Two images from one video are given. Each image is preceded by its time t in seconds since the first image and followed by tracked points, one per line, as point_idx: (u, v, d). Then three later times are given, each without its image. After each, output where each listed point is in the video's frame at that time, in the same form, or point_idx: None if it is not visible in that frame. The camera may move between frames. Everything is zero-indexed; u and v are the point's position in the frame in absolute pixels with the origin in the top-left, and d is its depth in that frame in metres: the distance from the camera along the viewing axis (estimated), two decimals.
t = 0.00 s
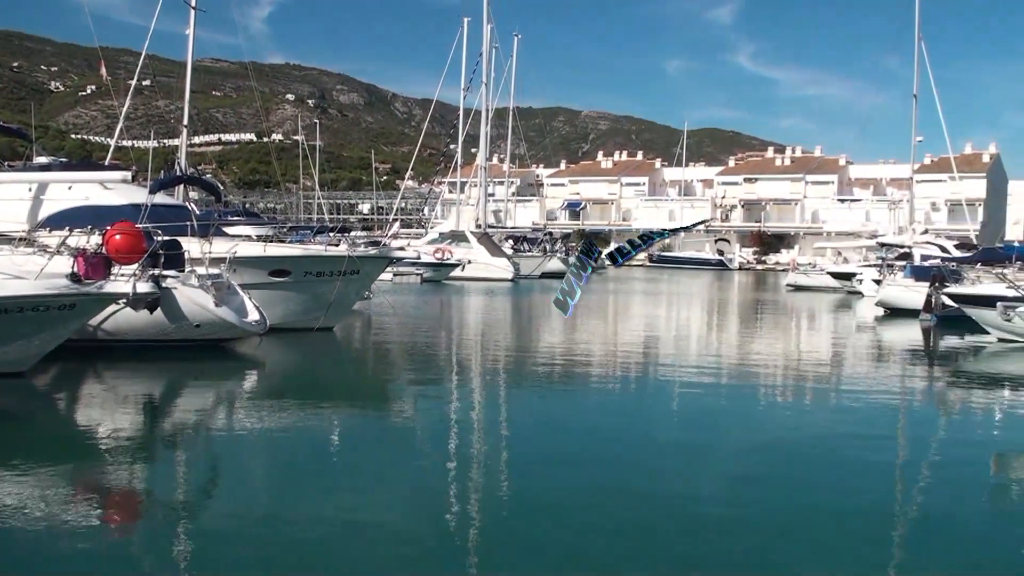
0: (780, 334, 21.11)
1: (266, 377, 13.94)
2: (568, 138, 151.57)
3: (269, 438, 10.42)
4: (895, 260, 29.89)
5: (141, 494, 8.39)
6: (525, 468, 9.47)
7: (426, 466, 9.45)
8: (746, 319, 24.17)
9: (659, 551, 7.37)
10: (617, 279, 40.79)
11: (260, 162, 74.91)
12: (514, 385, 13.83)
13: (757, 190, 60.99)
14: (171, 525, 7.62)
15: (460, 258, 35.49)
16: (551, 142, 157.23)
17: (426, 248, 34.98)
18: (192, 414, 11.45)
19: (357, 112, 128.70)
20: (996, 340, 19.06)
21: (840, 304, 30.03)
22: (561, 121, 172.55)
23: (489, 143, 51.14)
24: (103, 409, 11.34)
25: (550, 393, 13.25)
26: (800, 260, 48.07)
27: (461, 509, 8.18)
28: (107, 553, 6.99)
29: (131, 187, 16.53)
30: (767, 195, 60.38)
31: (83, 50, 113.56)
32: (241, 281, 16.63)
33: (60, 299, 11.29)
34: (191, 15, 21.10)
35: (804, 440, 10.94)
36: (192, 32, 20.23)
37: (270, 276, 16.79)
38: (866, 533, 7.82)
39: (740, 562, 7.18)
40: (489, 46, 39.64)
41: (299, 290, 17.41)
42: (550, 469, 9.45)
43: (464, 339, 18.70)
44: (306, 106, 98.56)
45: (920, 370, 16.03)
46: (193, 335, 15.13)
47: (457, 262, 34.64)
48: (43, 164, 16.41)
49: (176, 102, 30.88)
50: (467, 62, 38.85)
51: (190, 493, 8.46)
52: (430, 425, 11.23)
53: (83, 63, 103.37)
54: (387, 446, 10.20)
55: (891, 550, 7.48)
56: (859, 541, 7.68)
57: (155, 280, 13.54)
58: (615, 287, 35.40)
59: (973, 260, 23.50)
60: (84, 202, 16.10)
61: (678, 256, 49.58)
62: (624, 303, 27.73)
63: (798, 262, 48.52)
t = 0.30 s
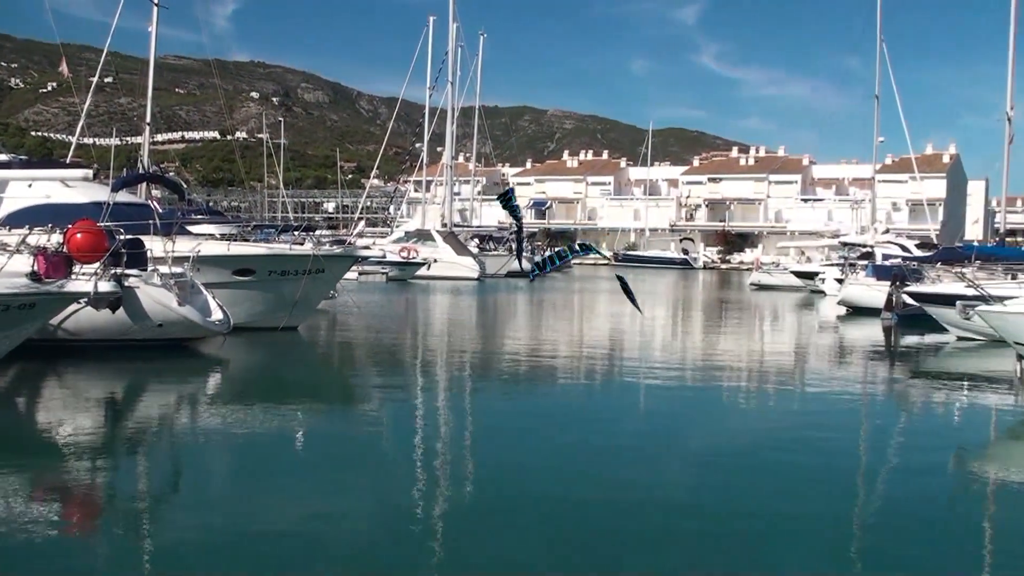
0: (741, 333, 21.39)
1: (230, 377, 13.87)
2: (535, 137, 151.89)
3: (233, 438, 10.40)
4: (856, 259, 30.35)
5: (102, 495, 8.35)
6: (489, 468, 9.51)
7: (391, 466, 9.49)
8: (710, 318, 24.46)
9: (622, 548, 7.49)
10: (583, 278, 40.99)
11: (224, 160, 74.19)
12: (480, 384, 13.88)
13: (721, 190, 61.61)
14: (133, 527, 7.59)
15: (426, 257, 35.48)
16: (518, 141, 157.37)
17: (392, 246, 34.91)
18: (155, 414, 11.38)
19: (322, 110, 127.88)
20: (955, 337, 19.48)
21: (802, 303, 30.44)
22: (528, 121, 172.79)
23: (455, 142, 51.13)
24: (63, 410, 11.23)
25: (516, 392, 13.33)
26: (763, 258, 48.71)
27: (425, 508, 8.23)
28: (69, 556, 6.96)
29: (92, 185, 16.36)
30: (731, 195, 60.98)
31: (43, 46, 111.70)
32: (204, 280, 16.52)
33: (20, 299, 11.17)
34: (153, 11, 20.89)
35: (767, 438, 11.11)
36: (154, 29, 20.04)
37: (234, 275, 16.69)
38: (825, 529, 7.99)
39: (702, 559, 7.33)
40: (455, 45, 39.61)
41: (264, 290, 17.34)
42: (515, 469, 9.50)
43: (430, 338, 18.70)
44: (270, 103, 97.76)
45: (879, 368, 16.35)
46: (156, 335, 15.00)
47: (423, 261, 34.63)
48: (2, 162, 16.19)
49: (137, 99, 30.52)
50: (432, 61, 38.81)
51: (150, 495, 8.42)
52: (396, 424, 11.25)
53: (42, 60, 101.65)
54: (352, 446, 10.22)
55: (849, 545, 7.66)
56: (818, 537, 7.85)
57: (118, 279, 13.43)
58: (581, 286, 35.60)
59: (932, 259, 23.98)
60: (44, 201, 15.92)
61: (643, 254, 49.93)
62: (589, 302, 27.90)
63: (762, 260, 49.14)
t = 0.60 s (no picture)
0: (705, 333, 21.58)
1: (194, 377, 13.81)
2: (501, 137, 151.95)
3: (198, 438, 10.39)
4: (820, 259, 30.79)
5: (65, 495, 8.34)
6: (456, 468, 9.56)
7: (357, 466, 9.54)
8: (675, 317, 24.73)
9: (589, 548, 7.57)
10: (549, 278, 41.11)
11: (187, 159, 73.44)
12: (447, 384, 13.94)
13: (686, 189, 62.13)
14: (96, 531, 7.54)
15: (392, 257, 35.42)
16: (484, 141, 157.34)
17: (357, 246, 34.78)
18: (118, 415, 11.33)
19: (287, 109, 126.92)
20: (916, 334, 19.92)
21: (767, 302, 30.85)
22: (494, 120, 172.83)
23: (421, 142, 51.06)
24: (25, 411, 11.15)
25: (484, 392, 13.40)
26: (728, 257, 49.21)
27: (391, 510, 8.26)
28: (31, 557, 6.95)
29: (53, 185, 16.23)
30: (696, 194, 61.48)
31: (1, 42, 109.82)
32: (168, 280, 16.41)
33: None
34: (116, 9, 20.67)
35: (732, 436, 11.29)
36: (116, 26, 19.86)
37: (198, 275, 16.60)
38: (786, 525, 8.19)
39: (668, 559, 7.43)
40: (421, 44, 39.53)
41: (228, 290, 17.25)
42: (483, 470, 9.55)
43: (397, 338, 18.70)
44: (234, 102, 96.85)
45: (840, 366, 16.67)
46: (119, 336, 14.89)
47: (389, 261, 34.56)
48: None
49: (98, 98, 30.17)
50: (398, 60, 38.73)
51: (113, 498, 8.35)
52: (362, 425, 11.25)
53: None
54: (318, 446, 10.26)
55: (814, 541, 7.85)
56: (778, 532, 8.03)
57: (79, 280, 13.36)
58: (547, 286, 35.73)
59: (893, 259, 24.41)
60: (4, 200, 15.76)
61: (609, 254, 50.24)
62: (556, 302, 28.05)
63: (726, 259, 49.64)
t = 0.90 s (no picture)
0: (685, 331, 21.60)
1: (169, 377, 13.74)
2: (479, 137, 151.79)
3: (173, 439, 10.36)
4: (795, 258, 31.05)
5: (38, 497, 8.30)
6: (431, 468, 9.58)
7: (334, 466, 9.54)
8: (651, 316, 24.87)
9: (573, 549, 7.63)
10: (526, 277, 41.16)
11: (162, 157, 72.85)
12: (424, 384, 13.94)
13: (663, 189, 62.42)
14: (70, 532, 7.51)
15: (369, 256, 35.35)
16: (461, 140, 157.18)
17: (334, 245, 34.65)
18: (92, 415, 11.27)
19: (263, 108, 126.11)
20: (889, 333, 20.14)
21: (743, 301, 31.08)
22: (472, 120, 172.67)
23: (398, 141, 50.97)
24: None
25: (461, 392, 13.41)
26: (704, 257, 49.49)
27: (367, 511, 8.27)
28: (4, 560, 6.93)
29: (27, 183, 16.11)
30: (673, 194, 61.79)
31: None
32: (142, 279, 16.31)
33: None
34: (90, 6, 20.49)
35: (706, 436, 11.40)
36: (90, 24, 19.69)
37: (173, 275, 16.52)
38: (759, 524, 8.29)
39: (651, 559, 7.50)
40: (399, 43, 39.44)
41: (204, 289, 17.17)
42: (455, 470, 9.55)
43: (373, 338, 18.68)
44: (210, 100, 96.15)
45: (812, 365, 16.85)
46: (93, 336, 14.79)
47: (365, 260, 34.49)
48: None
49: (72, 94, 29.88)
50: (376, 58, 38.61)
51: (87, 499, 8.32)
52: (338, 425, 11.24)
53: None
54: (294, 446, 10.25)
55: (787, 539, 7.96)
56: (751, 531, 8.12)
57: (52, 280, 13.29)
58: (525, 285, 35.75)
59: (867, 259, 24.65)
60: None
61: (586, 253, 50.38)
62: (532, 302, 28.11)
63: (703, 259, 49.92)
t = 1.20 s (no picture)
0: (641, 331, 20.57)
1: (149, 377, 13.67)
2: (461, 136, 151.69)
3: (154, 438, 10.32)
4: (775, 257, 31.21)
5: (17, 497, 8.27)
6: (414, 468, 9.59)
7: (316, 466, 9.54)
8: (633, 316, 24.94)
9: (556, 548, 7.67)
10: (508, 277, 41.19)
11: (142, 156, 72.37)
12: (406, 384, 13.92)
13: (645, 188, 62.62)
14: (50, 532, 7.49)
15: (350, 255, 35.27)
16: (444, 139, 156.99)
17: (315, 243, 34.53)
18: (71, 415, 11.21)
19: (244, 106, 125.46)
20: (868, 332, 20.28)
21: (724, 301, 31.23)
22: (454, 118, 172.50)
23: (380, 140, 50.85)
24: None
25: (443, 391, 13.41)
26: (685, 256, 49.67)
27: (353, 511, 8.28)
28: None
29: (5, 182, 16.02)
30: (655, 193, 61.99)
31: None
32: (122, 278, 16.25)
33: None
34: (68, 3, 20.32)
35: (688, 434, 11.47)
36: (68, 21, 19.52)
37: (152, 272, 16.45)
38: (740, 523, 8.35)
39: (636, 557, 7.56)
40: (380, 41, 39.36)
41: (183, 288, 17.11)
42: (439, 469, 9.59)
43: (355, 338, 18.62)
44: (190, 98, 95.56)
45: (792, 364, 16.96)
46: (72, 334, 14.70)
47: (347, 259, 34.40)
48: None
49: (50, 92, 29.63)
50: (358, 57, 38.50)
51: (66, 499, 8.30)
52: (320, 425, 11.22)
53: None
54: (276, 446, 10.24)
55: (767, 539, 8.02)
56: (732, 530, 8.19)
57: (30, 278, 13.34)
58: (507, 284, 35.76)
59: (847, 258, 24.79)
60: None
61: (568, 252, 50.48)
62: (514, 301, 28.13)
63: (684, 258, 50.13)
